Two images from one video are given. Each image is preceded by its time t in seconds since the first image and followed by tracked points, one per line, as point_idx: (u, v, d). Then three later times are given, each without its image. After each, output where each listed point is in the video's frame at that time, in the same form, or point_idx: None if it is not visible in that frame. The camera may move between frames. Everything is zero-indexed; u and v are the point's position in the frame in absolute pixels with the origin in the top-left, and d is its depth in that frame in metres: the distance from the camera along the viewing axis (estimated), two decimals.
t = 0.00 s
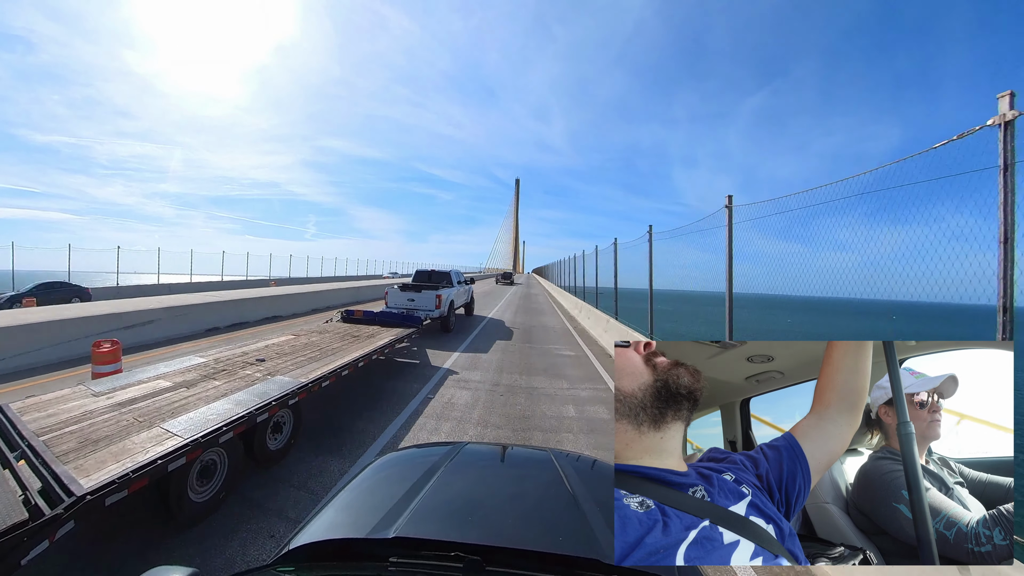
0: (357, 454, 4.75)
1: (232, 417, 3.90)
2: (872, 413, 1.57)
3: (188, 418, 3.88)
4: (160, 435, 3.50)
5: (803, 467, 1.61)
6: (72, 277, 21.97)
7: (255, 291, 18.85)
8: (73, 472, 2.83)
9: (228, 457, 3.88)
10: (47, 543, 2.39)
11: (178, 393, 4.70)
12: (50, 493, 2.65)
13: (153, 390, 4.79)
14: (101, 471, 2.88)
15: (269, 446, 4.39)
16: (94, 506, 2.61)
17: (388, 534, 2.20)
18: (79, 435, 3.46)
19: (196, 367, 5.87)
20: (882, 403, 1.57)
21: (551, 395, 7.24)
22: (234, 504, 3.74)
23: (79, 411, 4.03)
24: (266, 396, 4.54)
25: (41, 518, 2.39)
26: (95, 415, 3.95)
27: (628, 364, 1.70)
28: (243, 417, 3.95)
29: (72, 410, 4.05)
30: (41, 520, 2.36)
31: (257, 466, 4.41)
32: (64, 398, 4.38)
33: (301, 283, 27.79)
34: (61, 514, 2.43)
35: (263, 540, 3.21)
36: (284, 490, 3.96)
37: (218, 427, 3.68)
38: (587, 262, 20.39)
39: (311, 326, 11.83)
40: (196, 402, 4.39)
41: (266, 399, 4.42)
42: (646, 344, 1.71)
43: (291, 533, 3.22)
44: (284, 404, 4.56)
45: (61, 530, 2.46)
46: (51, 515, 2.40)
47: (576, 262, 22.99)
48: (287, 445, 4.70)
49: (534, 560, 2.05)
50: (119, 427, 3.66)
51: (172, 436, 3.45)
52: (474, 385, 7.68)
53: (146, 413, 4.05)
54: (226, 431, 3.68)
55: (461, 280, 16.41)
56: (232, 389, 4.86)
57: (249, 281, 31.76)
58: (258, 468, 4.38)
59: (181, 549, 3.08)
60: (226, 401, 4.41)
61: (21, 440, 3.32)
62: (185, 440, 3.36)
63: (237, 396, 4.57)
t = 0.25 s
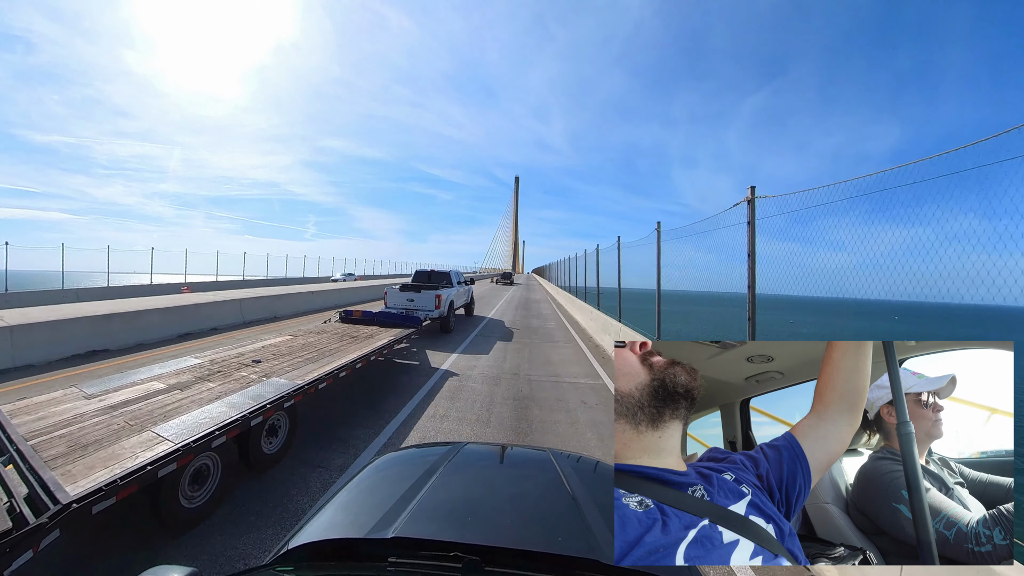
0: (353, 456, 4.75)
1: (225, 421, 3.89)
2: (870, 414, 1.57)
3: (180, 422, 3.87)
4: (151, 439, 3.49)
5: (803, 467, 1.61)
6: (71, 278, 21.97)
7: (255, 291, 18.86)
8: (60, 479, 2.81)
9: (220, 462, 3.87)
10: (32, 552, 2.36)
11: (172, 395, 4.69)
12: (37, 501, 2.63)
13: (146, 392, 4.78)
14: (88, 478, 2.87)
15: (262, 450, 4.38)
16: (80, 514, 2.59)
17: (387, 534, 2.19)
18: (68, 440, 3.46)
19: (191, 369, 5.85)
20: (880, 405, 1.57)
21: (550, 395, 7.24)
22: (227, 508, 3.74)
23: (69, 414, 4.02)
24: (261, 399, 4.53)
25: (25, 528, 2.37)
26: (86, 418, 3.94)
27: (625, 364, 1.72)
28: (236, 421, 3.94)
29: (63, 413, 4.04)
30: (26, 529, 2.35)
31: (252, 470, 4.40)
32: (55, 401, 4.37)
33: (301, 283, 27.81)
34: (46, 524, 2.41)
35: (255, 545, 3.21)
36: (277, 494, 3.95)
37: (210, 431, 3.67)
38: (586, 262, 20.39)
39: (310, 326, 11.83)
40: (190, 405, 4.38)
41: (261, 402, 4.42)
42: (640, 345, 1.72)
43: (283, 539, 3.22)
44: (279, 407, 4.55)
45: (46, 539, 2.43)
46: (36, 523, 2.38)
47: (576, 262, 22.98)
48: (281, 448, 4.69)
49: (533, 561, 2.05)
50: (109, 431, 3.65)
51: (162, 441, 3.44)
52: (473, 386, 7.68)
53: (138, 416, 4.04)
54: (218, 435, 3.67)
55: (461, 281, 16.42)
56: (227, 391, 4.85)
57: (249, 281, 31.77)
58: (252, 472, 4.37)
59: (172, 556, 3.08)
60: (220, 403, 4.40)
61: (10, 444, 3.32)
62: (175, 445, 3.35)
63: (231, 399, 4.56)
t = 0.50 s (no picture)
0: (349, 460, 4.74)
1: (220, 426, 3.88)
2: (872, 413, 1.58)
3: (173, 426, 3.86)
4: (144, 444, 3.48)
5: (803, 467, 1.61)
6: (70, 278, 21.96)
7: (254, 292, 18.85)
8: (50, 485, 2.81)
9: (215, 468, 3.86)
10: (19, 561, 2.34)
11: (167, 398, 4.68)
12: (26, 509, 2.63)
13: (140, 395, 4.77)
14: (79, 484, 2.86)
15: (258, 455, 4.38)
16: (69, 522, 2.57)
17: (387, 534, 2.19)
18: (59, 444, 3.45)
19: (186, 371, 5.84)
20: (883, 404, 1.57)
21: (550, 396, 7.23)
22: (220, 515, 3.72)
23: (61, 417, 4.02)
24: (258, 402, 4.52)
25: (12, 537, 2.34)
26: (78, 421, 3.94)
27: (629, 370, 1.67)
28: (231, 425, 3.93)
29: (56, 416, 4.04)
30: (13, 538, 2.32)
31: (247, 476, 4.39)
32: (48, 404, 4.37)
33: (301, 284, 27.84)
34: (33, 532, 2.39)
35: (248, 552, 3.20)
36: (271, 500, 3.95)
37: (205, 435, 3.66)
38: (586, 263, 20.39)
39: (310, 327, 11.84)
40: (184, 408, 4.37)
41: (257, 406, 4.41)
42: (646, 350, 1.66)
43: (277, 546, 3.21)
44: (276, 411, 4.55)
45: (33, 548, 2.40)
46: (24, 532, 2.36)
47: (576, 262, 22.98)
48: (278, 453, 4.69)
49: (533, 562, 2.04)
50: (101, 435, 3.65)
51: (155, 446, 3.43)
52: (473, 386, 7.68)
53: (131, 420, 4.04)
54: (213, 440, 3.66)
55: (461, 281, 16.42)
56: (222, 394, 4.84)
57: (249, 281, 31.77)
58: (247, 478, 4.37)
59: (164, 563, 3.07)
60: (215, 407, 4.40)
61: (1, 448, 3.31)
62: (168, 451, 3.34)
63: (227, 402, 4.56)
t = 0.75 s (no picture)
0: (348, 462, 4.73)
1: (217, 428, 3.88)
2: (873, 412, 1.57)
3: (167, 430, 3.86)
4: (139, 448, 3.48)
5: (805, 468, 1.61)
6: (70, 279, 21.95)
7: (254, 292, 18.85)
8: (41, 491, 2.80)
9: (212, 471, 3.87)
10: (9, 570, 2.33)
11: (164, 400, 4.68)
12: (18, 515, 2.62)
13: (136, 397, 4.77)
14: (71, 490, 2.86)
15: (257, 458, 4.38)
16: (61, 529, 2.57)
17: (387, 534, 2.19)
18: (53, 448, 3.45)
19: (184, 372, 5.84)
20: (885, 403, 1.57)
21: (549, 396, 7.23)
22: (217, 519, 3.73)
23: (56, 420, 4.02)
24: (256, 404, 4.52)
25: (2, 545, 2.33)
26: (73, 424, 3.94)
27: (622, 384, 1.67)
28: (228, 428, 3.93)
29: (50, 420, 4.04)
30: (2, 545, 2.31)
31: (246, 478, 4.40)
32: (43, 407, 4.36)
33: (301, 283, 27.85)
34: (23, 540, 2.38)
35: (244, 557, 3.20)
36: (270, 503, 3.96)
37: (201, 439, 3.66)
38: (586, 262, 20.37)
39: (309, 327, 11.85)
40: (181, 411, 4.37)
41: (255, 407, 4.41)
42: (645, 371, 1.64)
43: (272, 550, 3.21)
44: (274, 412, 4.54)
45: (24, 556, 2.39)
46: (15, 540, 2.35)
47: (576, 262, 22.98)
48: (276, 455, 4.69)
49: (534, 562, 2.05)
50: (96, 439, 3.65)
51: (150, 450, 3.43)
52: (473, 386, 7.68)
53: (127, 423, 4.04)
54: (210, 444, 3.66)
55: (461, 281, 16.42)
56: (220, 396, 4.84)
57: (249, 281, 31.78)
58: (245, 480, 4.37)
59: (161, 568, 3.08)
60: (213, 409, 4.40)
61: None
62: (163, 455, 3.33)
63: (224, 404, 4.56)
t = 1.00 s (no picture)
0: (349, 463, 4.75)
1: (218, 431, 3.88)
2: (873, 412, 1.58)
3: (166, 432, 3.86)
4: (138, 451, 3.47)
5: (804, 468, 1.61)
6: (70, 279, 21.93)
7: (254, 292, 18.85)
8: (40, 496, 2.80)
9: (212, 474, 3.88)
10: None
11: (163, 402, 4.68)
12: (15, 521, 2.61)
13: (135, 399, 4.76)
14: (69, 494, 2.85)
15: (257, 461, 4.39)
16: (60, 534, 2.56)
17: (387, 534, 2.19)
18: (51, 451, 3.45)
19: (184, 374, 5.84)
20: (885, 402, 1.57)
21: (550, 396, 7.23)
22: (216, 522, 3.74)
23: (54, 422, 4.02)
24: (256, 407, 4.52)
25: None
26: (71, 427, 3.93)
27: (625, 386, 1.65)
28: (229, 430, 3.93)
29: (49, 422, 4.03)
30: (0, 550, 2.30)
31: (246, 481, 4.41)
32: (41, 409, 4.36)
33: (301, 283, 27.86)
34: (22, 546, 2.37)
35: (243, 559, 3.22)
36: (270, 505, 3.96)
37: (201, 442, 3.66)
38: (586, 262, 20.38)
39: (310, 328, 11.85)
40: (181, 413, 4.37)
41: (256, 410, 4.41)
42: (648, 377, 1.61)
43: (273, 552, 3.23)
44: (275, 414, 4.54)
45: (22, 562, 2.38)
46: (13, 545, 2.34)
47: (576, 262, 22.99)
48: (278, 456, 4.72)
49: (534, 561, 2.05)
50: (94, 442, 3.64)
51: (150, 454, 3.43)
52: (473, 385, 7.69)
53: (126, 425, 4.03)
54: (210, 447, 3.66)
55: (461, 281, 16.43)
56: (219, 398, 4.84)
57: (249, 281, 31.77)
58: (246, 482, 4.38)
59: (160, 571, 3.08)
60: (213, 411, 4.40)
61: None
62: (163, 459, 3.33)
63: (224, 406, 4.56)
